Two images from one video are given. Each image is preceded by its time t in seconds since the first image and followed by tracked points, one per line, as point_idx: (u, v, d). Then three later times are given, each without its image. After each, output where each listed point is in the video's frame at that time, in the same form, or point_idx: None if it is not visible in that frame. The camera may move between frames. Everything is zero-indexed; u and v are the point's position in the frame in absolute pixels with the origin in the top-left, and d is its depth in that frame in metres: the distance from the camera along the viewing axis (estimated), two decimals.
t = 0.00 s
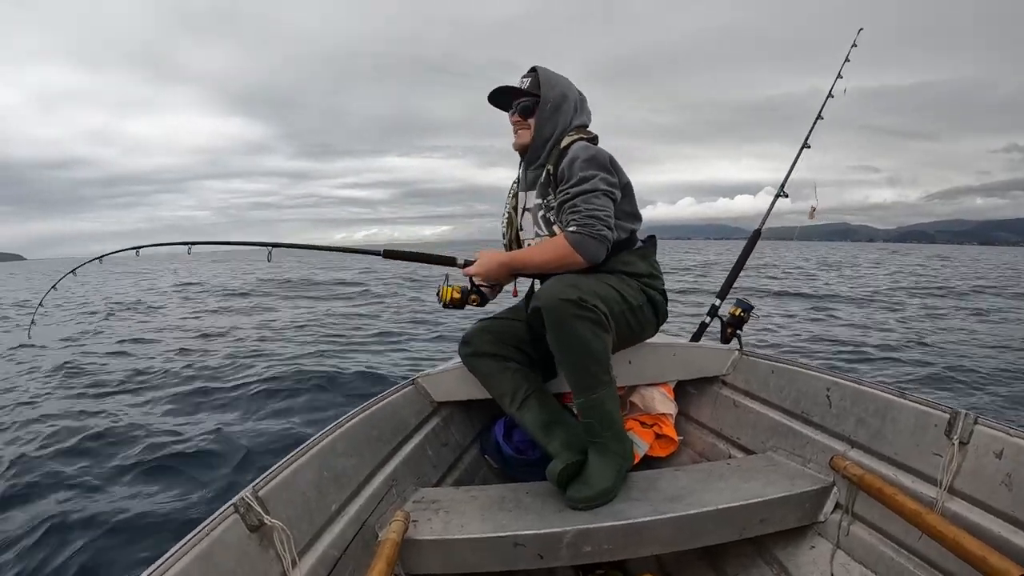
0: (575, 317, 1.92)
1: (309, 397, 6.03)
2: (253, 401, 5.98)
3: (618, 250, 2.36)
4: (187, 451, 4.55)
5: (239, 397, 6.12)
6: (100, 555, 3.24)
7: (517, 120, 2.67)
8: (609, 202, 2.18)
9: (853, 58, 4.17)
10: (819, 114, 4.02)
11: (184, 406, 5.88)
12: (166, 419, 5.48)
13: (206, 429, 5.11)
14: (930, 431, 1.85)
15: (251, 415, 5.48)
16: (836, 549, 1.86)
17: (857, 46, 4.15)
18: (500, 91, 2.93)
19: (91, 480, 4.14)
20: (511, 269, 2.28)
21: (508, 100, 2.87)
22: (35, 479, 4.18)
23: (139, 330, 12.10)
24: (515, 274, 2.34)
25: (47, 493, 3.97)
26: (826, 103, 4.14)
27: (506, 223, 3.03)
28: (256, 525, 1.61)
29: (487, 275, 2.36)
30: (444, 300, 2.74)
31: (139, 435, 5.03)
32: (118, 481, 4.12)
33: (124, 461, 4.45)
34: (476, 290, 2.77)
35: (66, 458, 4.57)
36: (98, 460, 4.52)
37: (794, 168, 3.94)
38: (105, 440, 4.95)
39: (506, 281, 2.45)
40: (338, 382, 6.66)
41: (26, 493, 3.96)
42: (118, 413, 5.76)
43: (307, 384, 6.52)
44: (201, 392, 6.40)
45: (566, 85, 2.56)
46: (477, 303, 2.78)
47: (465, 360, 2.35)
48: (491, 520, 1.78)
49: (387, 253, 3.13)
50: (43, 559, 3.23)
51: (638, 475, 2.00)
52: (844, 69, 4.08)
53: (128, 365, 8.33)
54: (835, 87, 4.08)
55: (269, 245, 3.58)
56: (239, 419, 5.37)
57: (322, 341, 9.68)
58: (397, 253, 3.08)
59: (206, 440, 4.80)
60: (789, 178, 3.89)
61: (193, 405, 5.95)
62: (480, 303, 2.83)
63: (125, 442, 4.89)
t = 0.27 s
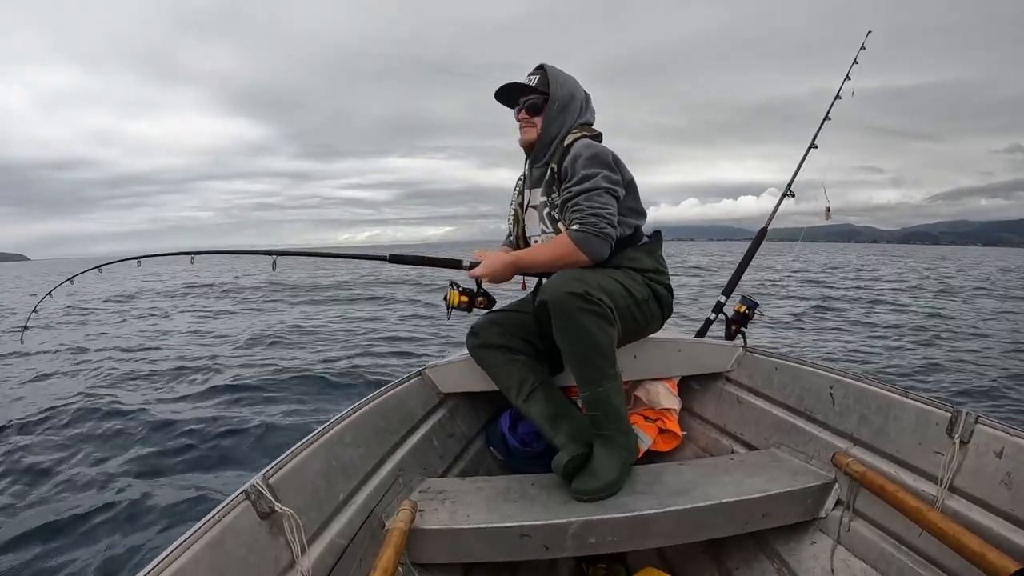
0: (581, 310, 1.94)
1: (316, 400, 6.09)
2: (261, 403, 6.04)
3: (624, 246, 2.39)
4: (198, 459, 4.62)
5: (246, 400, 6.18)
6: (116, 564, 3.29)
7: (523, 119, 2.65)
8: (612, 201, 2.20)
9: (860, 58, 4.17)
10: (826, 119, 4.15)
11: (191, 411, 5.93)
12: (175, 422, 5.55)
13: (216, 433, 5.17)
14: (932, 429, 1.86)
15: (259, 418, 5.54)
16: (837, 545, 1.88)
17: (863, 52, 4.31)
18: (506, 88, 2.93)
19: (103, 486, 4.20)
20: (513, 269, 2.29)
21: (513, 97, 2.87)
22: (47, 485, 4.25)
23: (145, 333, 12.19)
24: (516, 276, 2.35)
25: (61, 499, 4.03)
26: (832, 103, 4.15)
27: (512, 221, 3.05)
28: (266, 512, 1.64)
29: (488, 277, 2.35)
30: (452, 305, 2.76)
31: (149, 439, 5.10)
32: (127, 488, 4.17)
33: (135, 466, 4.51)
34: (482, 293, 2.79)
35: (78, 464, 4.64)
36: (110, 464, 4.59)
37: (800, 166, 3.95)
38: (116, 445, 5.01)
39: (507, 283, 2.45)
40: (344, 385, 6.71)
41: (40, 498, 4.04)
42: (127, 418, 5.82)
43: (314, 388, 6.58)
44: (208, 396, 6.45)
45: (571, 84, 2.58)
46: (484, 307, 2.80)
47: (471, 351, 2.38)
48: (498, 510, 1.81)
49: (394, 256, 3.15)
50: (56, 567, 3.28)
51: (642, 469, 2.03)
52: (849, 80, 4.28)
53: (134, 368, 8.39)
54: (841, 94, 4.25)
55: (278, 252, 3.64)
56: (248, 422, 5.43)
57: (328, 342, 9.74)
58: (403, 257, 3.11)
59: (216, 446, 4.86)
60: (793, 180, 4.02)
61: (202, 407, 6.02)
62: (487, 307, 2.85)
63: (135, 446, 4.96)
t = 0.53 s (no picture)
0: (582, 301, 1.97)
1: (319, 401, 6.13)
2: (265, 403, 6.09)
3: (624, 235, 2.42)
4: (202, 457, 4.66)
5: (250, 400, 6.23)
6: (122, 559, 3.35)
7: (522, 109, 2.69)
8: (610, 190, 2.24)
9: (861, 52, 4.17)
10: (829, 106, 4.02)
11: (194, 410, 5.97)
12: (179, 422, 5.59)
13: (220, 432, 5.22)
14: (931, 422, 1.87)
15: (263, 416, 5.59)
16: (835, 536, 1.91)
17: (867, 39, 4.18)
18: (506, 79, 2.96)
19: (109, 485, 4.25)
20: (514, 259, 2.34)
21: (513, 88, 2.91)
22: (53, 484, 4.30)
23: (147, 332, 12.25)
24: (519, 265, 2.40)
25: (68, 497, 4.08)
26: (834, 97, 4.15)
27: (513, 213, 3.09)
28: (267, 502, 1.67)
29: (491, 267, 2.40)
30: (451, 294, 2.81)
31: (154, 439, 5.14)
32: (132, 486, 4.22)
33: (140, 465, 4.55)
34: (484, 282, 2.84)
35: (84, 462, 4.68)
36: (115, 463, 4.63)
37: (801, 160, 3.97)
38: (121, 445, 5.06)
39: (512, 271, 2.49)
40: (347, 385, 6.75)
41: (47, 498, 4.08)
42: (130, 417, 5.87)
43: (317, 388, 6.63)
44: (211, 395, 6.50)
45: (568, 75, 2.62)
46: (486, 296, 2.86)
47: (472, 342, 2.42)
48: (496, 501, 1.84)
49: (396, 245, 3.17)
50: (62, 565, 3.33)
51: (642, 460, 2.06)
52: (854, 62, 4.15)
53: (138, 367, 8.45)
54: (843, 81, 4.11)
55: (277, 241, 3.61)
56: (252, 420, 5.48)
57: (330, 341, 9.78)
58: (405, 245, 3.13)
59: (220, 444, 4.90)
60: (795, 168, 3.92)
61: (206, 406, 6.06)
62: (489, 296, 2.91)
63: (140, 445, 5.00)
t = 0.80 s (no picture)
0: (586, 292, 1.98)
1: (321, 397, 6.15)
2: (268, 401, 6.12)
3: (627, 224, 2.44)
4: (205, 455, 4.69)
5: (253, 399, 6.26)
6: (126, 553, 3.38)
7: (524, 99, 2.70)
8: (614, 178, 2.24)
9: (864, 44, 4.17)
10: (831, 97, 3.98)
11: (196, 408, 6.00)
12: (182, 420, 5.63)
13: (224, 430, 5.25)
14: (931, 417, 1.88)
15: (266, 415, 5.62)
16: (835, 530, 1.92)
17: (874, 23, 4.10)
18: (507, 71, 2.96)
19: (113, 483, 4.28)
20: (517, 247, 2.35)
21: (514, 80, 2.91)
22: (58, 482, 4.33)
23: (150, 331, 12.31)
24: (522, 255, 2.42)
25: (73, 494, 4.12)
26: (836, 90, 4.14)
27: (517, 203, 3.10)
28: (266, 494, 1.70)
29: (496, 256, 2.42)
30: (450, 283, 2.83)
31: (157, 437, 5.17)
32: (135, 483, 4.25)
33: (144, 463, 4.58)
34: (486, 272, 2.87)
35: (88, 461, 4.72)
36: (119, 461, 4.67)
37: (803, 152, 3.96)
38: (125, 443, 5.09)
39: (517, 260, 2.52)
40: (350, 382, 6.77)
41: (52, 495, 4.12)
42: (134, 414, 5.91)
43: (320, 386, 6.65)
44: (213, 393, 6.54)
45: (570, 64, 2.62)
46: (488, 286, 2.87)
47: (473, 332, 2.43)
48: (494, 493, 1.86)
49: (398, 237, 3.19)
50: (67, 560, 3.36)
51: (643, 451, 2.07)
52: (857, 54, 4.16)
53: (141, 366, 8.50)
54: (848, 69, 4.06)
55: (280, 232, 3.61)
56: (255, 419, 5.51)
57: (333, 339, 9.80)
58: (407, 237, 3.14)
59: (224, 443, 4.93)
60: (798, 158, 3.84)
61: (210, 404, 6.10)
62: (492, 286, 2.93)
63: (144, 443, 5.04)
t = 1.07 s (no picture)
0: (586, 291, 1.99)
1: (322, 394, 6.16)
2: (268, 398, 6.13)
3: (631, 227, 2.45)
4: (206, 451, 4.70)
5: (254, 395, 6.26)
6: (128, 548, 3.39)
7: (535, 97, 2.69)
8: (621, 184, 2.24)
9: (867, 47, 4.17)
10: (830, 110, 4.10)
11: (197, 405, 6.01)
12: (183, 417, 5.64)
13: (224, 427, 5.26)
14: (930, 419, 1.89)
15: (267, 412, 5.63)
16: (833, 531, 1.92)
17: (872, 37, 4.25)
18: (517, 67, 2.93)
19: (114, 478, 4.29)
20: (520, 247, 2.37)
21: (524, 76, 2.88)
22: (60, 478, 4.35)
23: (151, 328, 12.33)
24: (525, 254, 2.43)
25: (74, 491, 4.13)
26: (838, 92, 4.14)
27: (522, 200, 3.11)
28: (268, 489, 1.71)
29: (498, 255, 2.43)
30: (450, 279, 2.84)
31: (158, 433, 5.18)
32: (135, 479, 4.26)
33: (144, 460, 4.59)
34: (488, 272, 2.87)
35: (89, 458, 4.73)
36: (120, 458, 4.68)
37: (805, 154, 3.97)
38: (126, 439, 5.10)
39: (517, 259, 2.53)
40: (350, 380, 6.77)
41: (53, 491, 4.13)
42: (135, 412, 5.92)
43: (320, 383, 6.65)
44: (214, 391, 6.55)
45: (581, 64, 2.61)
46: (489, 286, 2.87)
47: (475, 330, 2.43)
48: (496, 490, 1.87)
49: (401, 233, 3.20)
50: (67, 555, 3.37)
51: (643, 451, 2.08)
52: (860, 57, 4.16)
53: (142, 364, 8.52)
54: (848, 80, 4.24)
55: (282, 227, 3.60)
56: (256, 416, 5.52)
57: (334, 337, 9.81)
58: (410, 233, 3.15)
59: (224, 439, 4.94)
60: (799, 165, 4.01)
61: (210, 402, 6.10)
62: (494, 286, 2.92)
63: (145, 440, 5.05)
